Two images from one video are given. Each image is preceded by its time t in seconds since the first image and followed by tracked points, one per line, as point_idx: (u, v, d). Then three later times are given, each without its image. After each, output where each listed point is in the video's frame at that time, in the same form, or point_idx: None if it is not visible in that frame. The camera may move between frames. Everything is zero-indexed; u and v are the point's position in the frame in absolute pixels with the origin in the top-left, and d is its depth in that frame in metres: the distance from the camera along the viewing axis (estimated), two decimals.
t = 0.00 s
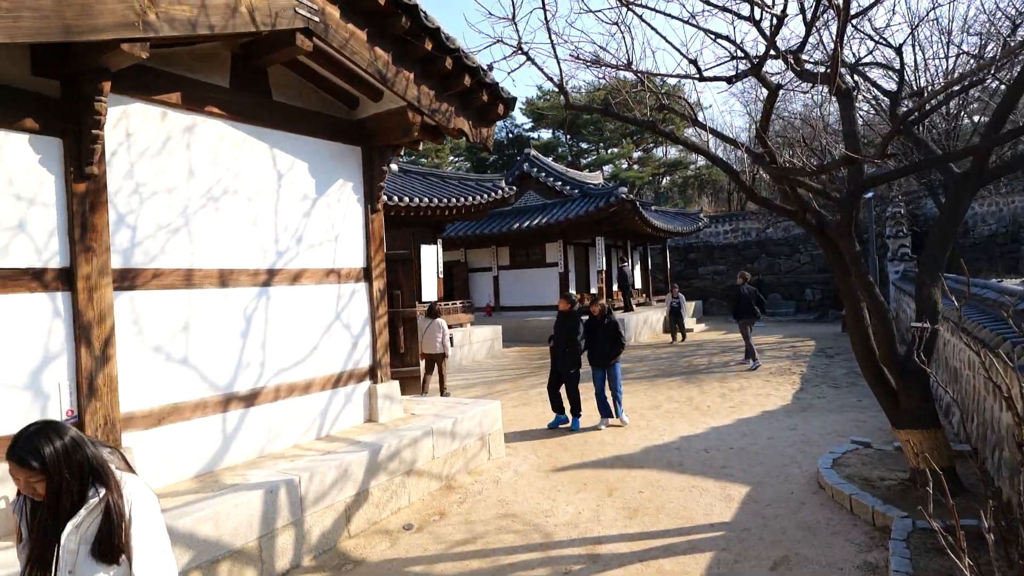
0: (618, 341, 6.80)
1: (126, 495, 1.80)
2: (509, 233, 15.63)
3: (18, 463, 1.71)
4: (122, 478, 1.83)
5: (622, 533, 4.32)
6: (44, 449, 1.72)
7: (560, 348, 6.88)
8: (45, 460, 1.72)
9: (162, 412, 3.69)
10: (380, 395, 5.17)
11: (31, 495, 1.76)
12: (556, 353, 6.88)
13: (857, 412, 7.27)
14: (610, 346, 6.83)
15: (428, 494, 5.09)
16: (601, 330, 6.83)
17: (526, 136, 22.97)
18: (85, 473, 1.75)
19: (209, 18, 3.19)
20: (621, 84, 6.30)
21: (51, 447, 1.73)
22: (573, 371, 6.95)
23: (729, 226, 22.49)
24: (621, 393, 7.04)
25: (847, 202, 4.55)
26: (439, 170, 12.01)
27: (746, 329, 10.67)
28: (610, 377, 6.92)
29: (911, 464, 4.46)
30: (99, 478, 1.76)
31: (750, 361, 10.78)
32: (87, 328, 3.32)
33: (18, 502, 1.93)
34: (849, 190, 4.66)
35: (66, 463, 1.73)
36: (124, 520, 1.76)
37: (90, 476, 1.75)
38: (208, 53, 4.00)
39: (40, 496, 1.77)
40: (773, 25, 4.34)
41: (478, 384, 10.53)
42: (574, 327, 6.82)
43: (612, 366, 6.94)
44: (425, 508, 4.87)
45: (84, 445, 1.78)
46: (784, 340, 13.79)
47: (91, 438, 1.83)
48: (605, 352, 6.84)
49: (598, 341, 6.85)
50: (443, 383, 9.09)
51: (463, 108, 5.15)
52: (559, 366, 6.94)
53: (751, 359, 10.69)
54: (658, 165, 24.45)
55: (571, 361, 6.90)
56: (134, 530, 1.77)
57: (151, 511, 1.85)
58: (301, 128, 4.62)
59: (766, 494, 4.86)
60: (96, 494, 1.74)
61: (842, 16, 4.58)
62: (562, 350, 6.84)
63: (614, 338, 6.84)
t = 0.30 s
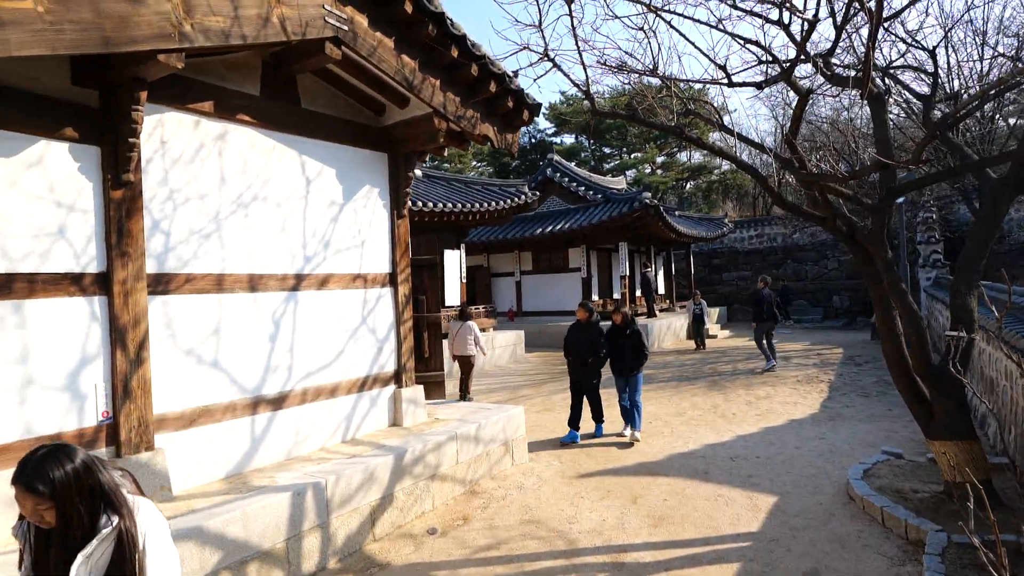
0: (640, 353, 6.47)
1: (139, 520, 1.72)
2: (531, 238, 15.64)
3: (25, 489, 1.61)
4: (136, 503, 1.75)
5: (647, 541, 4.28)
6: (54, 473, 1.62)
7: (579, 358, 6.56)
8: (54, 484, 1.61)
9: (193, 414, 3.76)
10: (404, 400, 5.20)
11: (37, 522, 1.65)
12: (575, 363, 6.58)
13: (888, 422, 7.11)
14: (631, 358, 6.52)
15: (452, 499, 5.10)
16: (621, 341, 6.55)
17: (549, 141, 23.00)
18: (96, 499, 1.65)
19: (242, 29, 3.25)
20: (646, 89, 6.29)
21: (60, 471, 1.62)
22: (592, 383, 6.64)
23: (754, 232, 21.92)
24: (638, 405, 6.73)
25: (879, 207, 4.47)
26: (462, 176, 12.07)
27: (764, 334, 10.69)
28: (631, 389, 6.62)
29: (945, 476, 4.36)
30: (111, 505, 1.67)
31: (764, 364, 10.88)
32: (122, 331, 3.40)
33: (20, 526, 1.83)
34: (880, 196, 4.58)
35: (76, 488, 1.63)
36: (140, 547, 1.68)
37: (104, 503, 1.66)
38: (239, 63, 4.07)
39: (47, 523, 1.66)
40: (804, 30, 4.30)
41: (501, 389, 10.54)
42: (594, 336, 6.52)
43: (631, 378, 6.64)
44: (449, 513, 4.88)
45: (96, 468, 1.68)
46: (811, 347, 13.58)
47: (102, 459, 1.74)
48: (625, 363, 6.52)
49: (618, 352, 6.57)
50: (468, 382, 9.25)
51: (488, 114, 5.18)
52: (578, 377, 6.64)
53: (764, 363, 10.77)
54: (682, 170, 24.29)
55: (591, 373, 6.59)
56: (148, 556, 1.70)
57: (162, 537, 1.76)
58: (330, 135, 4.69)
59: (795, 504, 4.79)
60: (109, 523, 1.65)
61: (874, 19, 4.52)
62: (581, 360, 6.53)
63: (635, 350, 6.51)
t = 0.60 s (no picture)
0: (653, 362, 6.28)
1: (133, 542, 1.61)
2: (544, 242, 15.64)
3: (8, 511, 1.47)
4: (129, 525, 1.63)
5: (659, 549, 4.26)
6: (42, 492, 1.49)
7: (585, 362, 6.43)
8: (41, 505, 1.48)
9: (209, 416, 3.79)
10: (417, 404, 5.21)
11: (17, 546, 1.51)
12: (579, 367, 6.44)
13: (904, 431, 7.03)
14: (643, 367, 6.35)
15: (464, 504, 5.10)
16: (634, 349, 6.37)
17: (562, 146, 23.02)
18: (87, 521, 1.54)
19: (261, 36, 3.30)
20: (661, 95, 6.28)
21: (48, 490, 1.50)
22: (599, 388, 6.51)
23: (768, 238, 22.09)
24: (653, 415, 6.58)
25: (896, 214, 4.43)
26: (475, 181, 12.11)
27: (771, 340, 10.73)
28: (644, 397, 6.50)
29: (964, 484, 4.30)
30: (106, 527, 1.56)
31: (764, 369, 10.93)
32: (141, 333, 3.44)
33: None
34: (898, 203, 4.53)
35: (66, 508, 1.51)
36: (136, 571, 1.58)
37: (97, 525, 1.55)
38: (258, 69, 4.12)
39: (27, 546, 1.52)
40: (822, 36, 4.27)
41: (512, 394, 10.54)
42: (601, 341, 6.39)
43: (646, 387, 6.45)
44: (461, 518, 4.88)
45: (88, 487, 1.56)
46: (826, 354, 13.45)
47: (93, 476, 1.62)
48: (637, 371, 6.36)
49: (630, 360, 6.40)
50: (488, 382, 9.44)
51: (503, 120, 5.19)
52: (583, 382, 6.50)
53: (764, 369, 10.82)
54: (695, 175, 24.21)
55: (598, 378, 6.45)
56: None
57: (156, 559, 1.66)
58: (345, 141, 4.73)
59: (810, 513, 4.74)
60: (103, 547, 1.54)
61: (892, 25, 4.48)
62: (587, 364, 6.39)
63: (648, 359, 6.33)
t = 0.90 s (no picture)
0: (658, 373, 6.23)
1: None
2: (548, 250, 15.65)
3: None
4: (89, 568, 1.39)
5: (662, 559, 4.24)
6: None
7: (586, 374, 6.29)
8: None
9: (213, 421, 3.80)
10: (420, 411, 5.21)
11: None
12: (579, 378, 6.29)
13: (910, 443, 6.98)
14: (648, 379, 6.27)
15: (466, 512, 5.09)
16: (637, 360, 6.30)
17: (567, 154, 23.07)
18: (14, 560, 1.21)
19: (270, 44, 3.33)
20: (666, 104, 6.29)
21: None
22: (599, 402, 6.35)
23: (774, 246, 22.14)
24: (656, 426, 6.58)
25: (902, 225, 4.42)
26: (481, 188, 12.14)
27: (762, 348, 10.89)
28: (648, 410, 6.41)
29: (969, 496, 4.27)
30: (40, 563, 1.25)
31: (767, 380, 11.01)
32: (147, 338, 3.46)
33: None
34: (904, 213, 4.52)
35: None
36: None
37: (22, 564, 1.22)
38: (266, 76, 4.15)
39: None
40: (828, 47, 4.28)
41: (516, 402, 10.51)
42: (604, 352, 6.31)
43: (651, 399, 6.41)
44: (464, 526, 4.87)
45: (28, 529, 1.25)
46: (832, 365, 13.37)
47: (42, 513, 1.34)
48: (641, 383, 6.29)
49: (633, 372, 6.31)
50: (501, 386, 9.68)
51: (509, 128, 5.21)
52: (583, 396, 6.34)
53: (767, 379, 10.96)
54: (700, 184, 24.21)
55: (600, 391, 6.31)
56: None
57: None
58: (352, 148, 4.75)
59: (814, 524, 4.71)
60: None
61: (898, 36, 4.49)
62: (588, 376, 6.25)
63: (652, 370, 6.26)
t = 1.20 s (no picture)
0: (656, 377, 6.19)
1: None
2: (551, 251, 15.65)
3: None
4: None
5: (664, 560, 4.23)
6: None
7: (586, 379, 6.26)
8: None
9: (215, 420, 3.80)
10: (422, 411, 5.21)
11: None
12: (579, 384, 6.27)
13: (912, 445, 6.96)
14: (647, 382, 6.23)
15: (467, 512, 5.08)
16: (636, 364, 6.25)
17: (570, 155, 23.09)
18: None
19: (273, 44, 3.33)
20: (669, 105, 6.29)
21: None
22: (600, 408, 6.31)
23: (778, 248, 21.79)
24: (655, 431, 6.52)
25: (905, 226, 4.40)
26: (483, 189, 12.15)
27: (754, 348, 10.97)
28: (647, 415, 6.36)
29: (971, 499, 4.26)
30: None
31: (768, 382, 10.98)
32: (149, 337, 3.46)
33: None
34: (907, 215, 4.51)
35: None
36: None
37: None
38: (269, 76, 4.15)
39: None
40: (831, 48, 4.27)
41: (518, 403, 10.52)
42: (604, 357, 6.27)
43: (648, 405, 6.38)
44: (465, 526, 4.86)
45: None
46: (835, 367, 13.34)
47: None
48: (640, 387, 6.24)
49: (631, 375, 6.27)
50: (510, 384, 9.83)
51: (511, 128, 5.21)
52: (583, 401, 6.31)
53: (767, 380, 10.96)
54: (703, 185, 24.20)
55: (600, 397, 6.27)
56: None
57: None
58: (355, 148, 4.76)
59: (816, 526, 4.70)
60: None
61: (902, 37, 4.48)
62: (588, 382, 6.23)
63: (651, 373, 6.22)
